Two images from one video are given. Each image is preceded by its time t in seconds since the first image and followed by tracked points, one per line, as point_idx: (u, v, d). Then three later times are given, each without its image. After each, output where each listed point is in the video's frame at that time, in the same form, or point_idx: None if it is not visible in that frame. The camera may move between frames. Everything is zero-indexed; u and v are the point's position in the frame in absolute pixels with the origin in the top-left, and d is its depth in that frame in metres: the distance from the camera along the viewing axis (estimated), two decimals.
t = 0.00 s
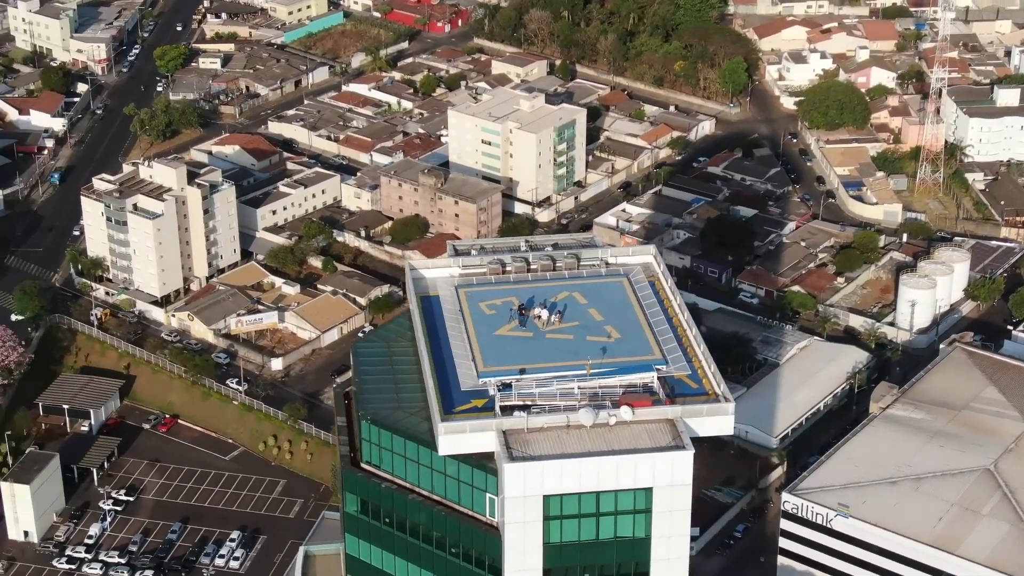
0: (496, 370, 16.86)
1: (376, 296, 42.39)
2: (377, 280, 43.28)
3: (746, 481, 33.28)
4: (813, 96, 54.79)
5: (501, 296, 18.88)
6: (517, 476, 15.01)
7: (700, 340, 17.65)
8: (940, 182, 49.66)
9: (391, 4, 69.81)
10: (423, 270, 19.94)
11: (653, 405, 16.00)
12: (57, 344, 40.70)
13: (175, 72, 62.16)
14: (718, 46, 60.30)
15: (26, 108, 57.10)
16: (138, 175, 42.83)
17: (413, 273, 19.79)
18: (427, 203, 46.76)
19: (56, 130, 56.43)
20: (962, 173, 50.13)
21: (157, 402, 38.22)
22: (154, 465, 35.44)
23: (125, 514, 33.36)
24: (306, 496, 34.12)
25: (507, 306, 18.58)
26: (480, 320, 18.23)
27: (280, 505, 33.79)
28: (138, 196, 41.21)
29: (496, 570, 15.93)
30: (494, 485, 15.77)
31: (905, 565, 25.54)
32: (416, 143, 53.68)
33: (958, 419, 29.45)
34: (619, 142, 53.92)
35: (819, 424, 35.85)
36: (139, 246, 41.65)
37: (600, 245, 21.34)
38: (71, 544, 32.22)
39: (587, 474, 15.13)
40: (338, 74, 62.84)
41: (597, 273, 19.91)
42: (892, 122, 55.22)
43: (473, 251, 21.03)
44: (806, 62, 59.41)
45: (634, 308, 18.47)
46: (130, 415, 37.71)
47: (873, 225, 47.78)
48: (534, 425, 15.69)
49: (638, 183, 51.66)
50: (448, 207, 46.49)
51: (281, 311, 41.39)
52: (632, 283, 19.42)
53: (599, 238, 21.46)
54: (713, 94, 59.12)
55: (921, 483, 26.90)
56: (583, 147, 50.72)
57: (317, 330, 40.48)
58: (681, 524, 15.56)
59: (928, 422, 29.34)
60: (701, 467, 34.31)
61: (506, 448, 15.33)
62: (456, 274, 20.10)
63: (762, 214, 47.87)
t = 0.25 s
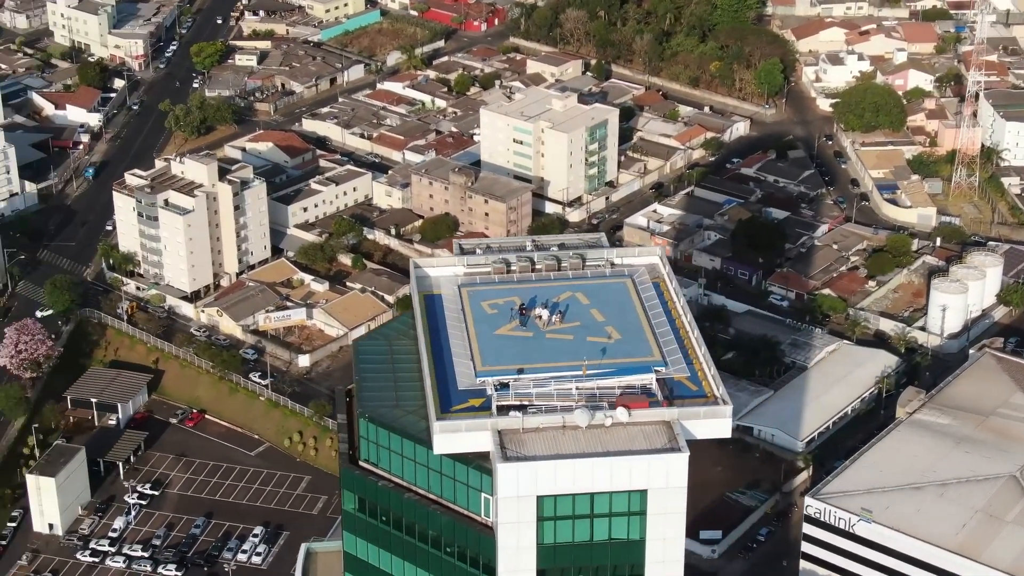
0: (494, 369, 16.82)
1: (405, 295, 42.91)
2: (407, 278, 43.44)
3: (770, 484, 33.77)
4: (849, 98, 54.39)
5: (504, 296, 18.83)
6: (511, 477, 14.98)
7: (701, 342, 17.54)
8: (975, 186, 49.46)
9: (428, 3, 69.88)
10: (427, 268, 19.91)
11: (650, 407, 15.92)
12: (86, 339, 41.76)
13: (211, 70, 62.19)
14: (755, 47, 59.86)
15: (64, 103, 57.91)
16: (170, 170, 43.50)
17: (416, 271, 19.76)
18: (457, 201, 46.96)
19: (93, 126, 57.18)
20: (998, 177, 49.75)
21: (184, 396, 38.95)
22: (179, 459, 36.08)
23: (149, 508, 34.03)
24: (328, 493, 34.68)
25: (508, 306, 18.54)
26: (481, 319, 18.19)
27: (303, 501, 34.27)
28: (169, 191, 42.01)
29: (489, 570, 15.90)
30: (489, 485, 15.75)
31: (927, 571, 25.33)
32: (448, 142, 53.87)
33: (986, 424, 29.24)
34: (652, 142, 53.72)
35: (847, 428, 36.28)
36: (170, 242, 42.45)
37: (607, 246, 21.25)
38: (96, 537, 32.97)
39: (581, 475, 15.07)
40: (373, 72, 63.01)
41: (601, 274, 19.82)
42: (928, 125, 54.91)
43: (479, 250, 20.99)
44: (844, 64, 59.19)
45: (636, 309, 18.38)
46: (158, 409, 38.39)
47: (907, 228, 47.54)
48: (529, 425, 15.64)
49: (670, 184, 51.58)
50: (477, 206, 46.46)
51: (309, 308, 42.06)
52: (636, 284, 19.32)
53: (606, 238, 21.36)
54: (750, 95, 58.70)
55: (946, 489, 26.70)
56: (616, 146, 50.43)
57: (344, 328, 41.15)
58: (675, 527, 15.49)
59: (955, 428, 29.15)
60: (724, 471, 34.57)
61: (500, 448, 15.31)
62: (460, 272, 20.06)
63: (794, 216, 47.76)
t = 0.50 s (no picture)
0: (492, 368, 16.77)
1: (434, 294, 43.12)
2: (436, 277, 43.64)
3: (794, 489, 33.72)
4: (884, 101, 54.10)
5: (505, 296, 18.78)
6: (504, 476, 14.93)
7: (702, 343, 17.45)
8: (1010, 191, 49.06)
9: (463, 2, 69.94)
10: (429, 267, 19.88)
11: (646, 409, 15.83)
12: (115, 333, 42.31)
13: (246, 67, 62.78)
14: (789, 48, 59.64)
15: (99, 98, 58.40)
16: (200, 167, 44.37)
17: (419, 270, 19.72)
18: (487, 200, 47.35)
19: (127, 122, 57.69)
20: None
21: (210, 392, 39.47)
22: (204, 455, 36.54)
23: (173, 503, 34.47)
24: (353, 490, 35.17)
25: (509, 305, 18.49)
26: (481, 319, 18.14)
27: (325, 499, 34.63)
28: (199, 188, 42.51)
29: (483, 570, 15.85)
30: (483, 485, 15.73)
31: None
32: (480, 141, 54.09)
33: (1012, 431, 29.34)
34: (684, 143, 53.53)
35: (874, 432, 36.27)
36: (199, 238, 42.96)
37: (612, 247, 21.18)
38: (120, 531, 33.38)
39: (575, 476, 15.02)
40: (407, 71, 63.21)
41: (605, 274, 19.74)
42: (964, 128, 54.26)
43: (483, 250, 20.94)
44: (880, 66, 58.95)
45: (637, 309, 18.30)
46: (184, 405, 38.97)
47: (940, 232, 47.33)
48: (524, 426, 15.59)
49: (701, 185, 51.48)
50: (507, 206, 46.90)
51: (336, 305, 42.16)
52: (638, 285, 19.23)
53: (611, 239, 21.28)
54: (784, 96, 58.64)
55: (969, 495, 26.85)
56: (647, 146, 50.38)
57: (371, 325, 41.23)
58: (669, 529, 15.38)
59: (981, 434, 29.30)
60: (749, 474, 34.61)
61: (494, 448, 15.26)
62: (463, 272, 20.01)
63: (826, 218, 47.82)
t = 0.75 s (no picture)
0: (489, 368, 16.72)
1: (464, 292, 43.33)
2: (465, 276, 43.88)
3: (818, 493, 34.02)
4: (920, 104, 53.86)
5: (506, 295, 18.73)
6: (495, 476, 14.89)
7: (702, 345, 17.33)
8: None
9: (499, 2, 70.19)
10: (433, 266, 19.85)
11: (642, 411, 15.74)
12: (143, 329, 42.85)
13: (280, 64, 63.86)
14: (824, 49, 59.42)
15: (134, 94, 59.57)
16: (230, 164, 44.61)
17: (422, 268, 19.71)
18: (517, 199, 47.53)
19: (161, 118, 58.71)
20: None
21: (237, 388, 40.02)
22: (229, 450, 37.13)
23: (197, 498, 35.07)
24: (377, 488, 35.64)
25: (510, 305, 18.44)
26: (482, 318, 18.10)
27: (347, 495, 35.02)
28: (229, 184, 42.88)
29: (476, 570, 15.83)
30: (477, 485, 15.72)
31: None
32: (512, 141, 54.35)
33: None
34: (717, 144, 53.44)
35: (900, 438, 36.23)
36: (229, 234, 43.39)
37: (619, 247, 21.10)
38: (142, 526, 34.02)
39: (568, 476, 14.96)
40: (441, 70, 63.55)
41: (608, 275, 19.64)
42: (1000, 132, 53.96)
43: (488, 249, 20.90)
44: (916, 69, 58.72)
45: (638, 310, 18.20)
46: (211, 400, 39.50)
47: (973, 237, 47.15)
48: (518, 426, 15.54)
49: (733, 186, 51.44)
50: (536, 205, 47.10)
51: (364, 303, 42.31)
52: (641, 286, 19.12)
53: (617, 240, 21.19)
54: (818, 98, 58.40)
55: (994, 502, 26.61)
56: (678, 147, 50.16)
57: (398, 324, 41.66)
58: (663, 531, 15.28)
59: (1007, 441, 29.03)
60: (773, 478, 34.86)
61: (487, 448, 15.22)
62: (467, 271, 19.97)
63: (858, 221, 47.78)
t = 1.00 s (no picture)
0: (487, 368, 16.69)
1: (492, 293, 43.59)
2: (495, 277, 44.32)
3: (842, 498, 33.91)
4: (955, 107, 53.68)
5: (508, 295, 18.69)
6: (488, 476, 14.84)
7: (703, 346, 17.22)
8: None
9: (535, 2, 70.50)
10: (437, 265, 19.84)
11: (638, 412, 15.66)
12: (172, 324, 43.27)
13: (315, 62, 64.23)
14: (861, 51, 59.22)
15: (169, 92, 60.49)
16: (261, 162, 45.05)
17: (426, 267, 19.71)
18: (546, 199, 47.71)
19: (195, 115, 59.53)
20: None
21: (263, 384, 40.40)
22: (254, 446, 37.45)
23: (220, 494, 35.42)
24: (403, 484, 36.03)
25: (511, 305, 18.40)
26: (482, 318, 18.06)
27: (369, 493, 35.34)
28: (258, 182, 43.64)
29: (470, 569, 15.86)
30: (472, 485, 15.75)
31: None
32: (544, 141, 54.56)
33: None
34: (750, 146, 53.58)
35: (927, 443, 36.09)
36: (259, 232, 43.94)
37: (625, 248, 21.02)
38: (166, 521, 34.32)
39: (562, 477, 14.91)
40: (475, 69, 63.86)
41: (612, 275, 19.56)
42: None
43: (494, 248, 20.89)
44: (954, 72, 58.35)
45: (640, 312, 18.11)
46: (237, 397, 39.84)
47: (1006, 241, 46.95)
48: (512, 425, 15.47)
49: (764, 188, 51.42)
50: (565, 206, 47.23)
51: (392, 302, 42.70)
52: (644, 287, 19.03)
53: (624, 241, 21.10)
54: (854, 101, 58.13)
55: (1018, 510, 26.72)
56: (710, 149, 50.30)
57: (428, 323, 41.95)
58: (658, 535, 15.20)
59: None
60: (798, 482, 34.89)
61: (481, 448, 15.17)
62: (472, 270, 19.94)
63: (890, 225, 47.60)
